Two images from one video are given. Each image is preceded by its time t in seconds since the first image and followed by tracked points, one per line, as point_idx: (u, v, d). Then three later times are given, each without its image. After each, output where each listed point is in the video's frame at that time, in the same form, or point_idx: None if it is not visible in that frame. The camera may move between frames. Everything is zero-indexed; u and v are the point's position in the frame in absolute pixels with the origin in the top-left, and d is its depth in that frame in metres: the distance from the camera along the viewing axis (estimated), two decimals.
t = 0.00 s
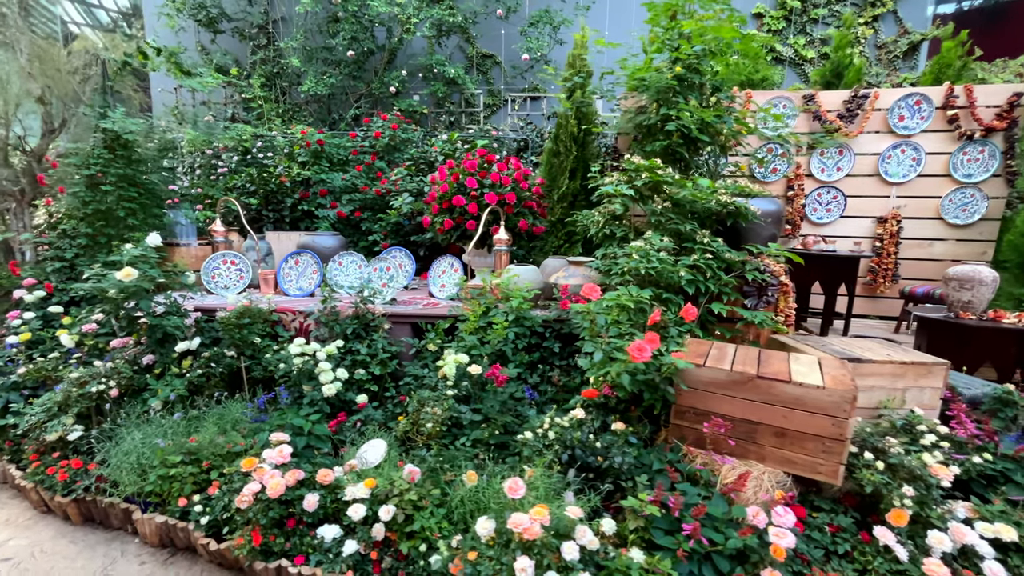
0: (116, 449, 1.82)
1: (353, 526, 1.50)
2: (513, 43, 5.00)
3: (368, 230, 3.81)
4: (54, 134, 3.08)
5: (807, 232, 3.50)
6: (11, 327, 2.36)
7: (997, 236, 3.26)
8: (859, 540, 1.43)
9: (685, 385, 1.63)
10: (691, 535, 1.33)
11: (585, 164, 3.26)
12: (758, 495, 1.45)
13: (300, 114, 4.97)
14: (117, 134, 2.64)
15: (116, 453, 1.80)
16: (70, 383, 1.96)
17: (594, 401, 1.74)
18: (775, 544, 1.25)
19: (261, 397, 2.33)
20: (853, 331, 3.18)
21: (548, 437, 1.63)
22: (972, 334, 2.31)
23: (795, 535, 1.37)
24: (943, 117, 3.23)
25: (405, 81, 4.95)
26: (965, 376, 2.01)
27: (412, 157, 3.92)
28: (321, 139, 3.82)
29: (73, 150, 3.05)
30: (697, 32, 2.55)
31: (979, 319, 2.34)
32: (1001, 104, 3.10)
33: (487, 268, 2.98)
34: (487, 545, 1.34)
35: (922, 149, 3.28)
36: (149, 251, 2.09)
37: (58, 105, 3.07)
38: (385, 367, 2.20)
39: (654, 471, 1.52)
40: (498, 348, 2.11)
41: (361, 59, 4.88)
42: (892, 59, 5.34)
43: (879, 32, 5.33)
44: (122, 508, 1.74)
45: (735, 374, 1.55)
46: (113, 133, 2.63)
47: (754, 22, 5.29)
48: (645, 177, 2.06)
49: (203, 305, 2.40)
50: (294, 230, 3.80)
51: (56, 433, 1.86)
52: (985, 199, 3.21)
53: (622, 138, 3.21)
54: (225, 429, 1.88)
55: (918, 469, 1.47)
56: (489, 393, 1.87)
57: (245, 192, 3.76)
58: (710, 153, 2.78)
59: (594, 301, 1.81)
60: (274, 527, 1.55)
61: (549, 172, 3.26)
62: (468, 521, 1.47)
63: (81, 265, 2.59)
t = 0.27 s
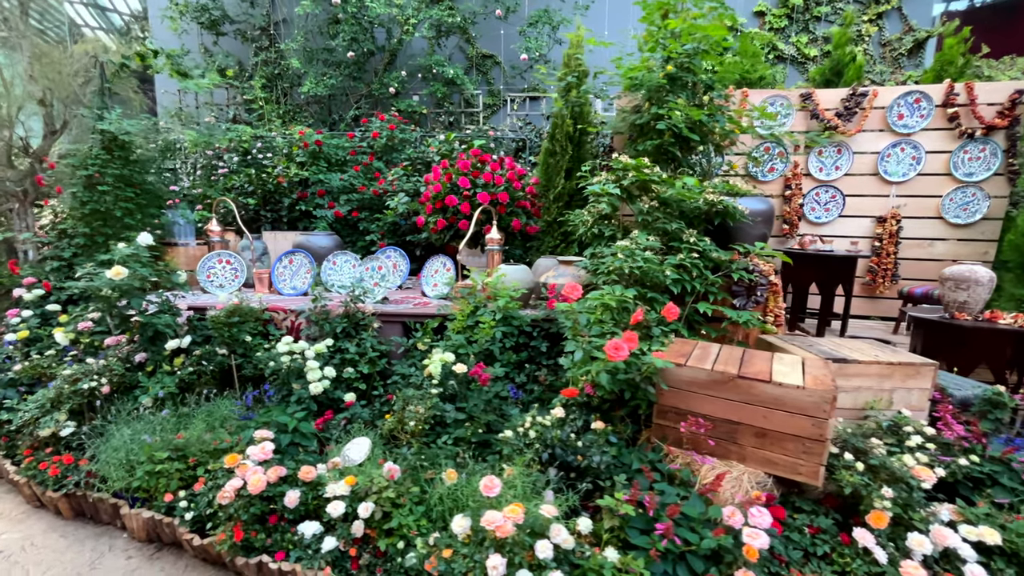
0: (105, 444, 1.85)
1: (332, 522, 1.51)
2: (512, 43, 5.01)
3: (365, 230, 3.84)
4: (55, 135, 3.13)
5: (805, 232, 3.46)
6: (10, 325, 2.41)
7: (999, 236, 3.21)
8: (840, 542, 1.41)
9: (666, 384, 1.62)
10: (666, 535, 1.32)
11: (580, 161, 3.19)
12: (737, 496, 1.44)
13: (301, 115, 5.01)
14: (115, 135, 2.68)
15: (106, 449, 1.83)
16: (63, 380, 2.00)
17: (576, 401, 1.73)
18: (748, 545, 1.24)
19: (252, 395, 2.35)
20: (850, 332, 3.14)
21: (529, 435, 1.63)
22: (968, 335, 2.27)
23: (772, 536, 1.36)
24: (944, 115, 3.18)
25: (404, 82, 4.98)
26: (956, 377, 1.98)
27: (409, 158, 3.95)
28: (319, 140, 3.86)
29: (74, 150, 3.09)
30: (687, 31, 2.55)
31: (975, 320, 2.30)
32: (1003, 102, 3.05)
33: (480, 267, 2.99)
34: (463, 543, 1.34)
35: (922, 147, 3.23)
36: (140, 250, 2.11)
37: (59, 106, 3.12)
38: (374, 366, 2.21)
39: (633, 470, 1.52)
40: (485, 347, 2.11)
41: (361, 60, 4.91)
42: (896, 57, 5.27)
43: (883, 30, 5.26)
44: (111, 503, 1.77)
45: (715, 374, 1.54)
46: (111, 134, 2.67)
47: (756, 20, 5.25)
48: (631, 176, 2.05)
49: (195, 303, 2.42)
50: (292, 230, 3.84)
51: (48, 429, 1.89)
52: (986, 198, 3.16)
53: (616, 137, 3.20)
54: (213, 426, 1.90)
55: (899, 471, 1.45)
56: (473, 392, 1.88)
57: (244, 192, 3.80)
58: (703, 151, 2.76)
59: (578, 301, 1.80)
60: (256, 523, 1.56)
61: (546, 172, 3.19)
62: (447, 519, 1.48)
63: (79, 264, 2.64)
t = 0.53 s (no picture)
0: (95, 441, 1.87)
1: (313, 519, 1.52)
2: (510, 43, 5.02)
3: (362, 230, 3.86)
4: (55, 135, 3.15)
5: (801, 231, 3.43)
6: (6, 323, 2.44)
7: (998, 235, 3.17)
8: (819, 543, 1.40)
9: (647, 383, 1.62)
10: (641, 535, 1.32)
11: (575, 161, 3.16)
12: (715, 496, 1.43)
13: (301, 115, 5.05)
14: (111, 136, 2.72)
15: (96, 446, 1.86)
16: (55, 377, 2.03)
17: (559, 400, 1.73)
18: (721, 545, 1.23)
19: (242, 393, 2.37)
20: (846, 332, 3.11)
21: (510, 434, 1.63)
22: (961, 336, 2.24)
23: (749, 537, 1.35)
24: (942, 113, 3.15)
25: (402, 82, 5.00)
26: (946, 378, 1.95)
27: (406, 158, 3.97)
28: (315, 140, 3.88)
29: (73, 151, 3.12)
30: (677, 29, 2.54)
31: (968, 320, 2.27)
32: (1002, 100, 3.02)
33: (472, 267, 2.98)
34: (438, 540, 1.34)
35: (919, 146, 3.20)
36: (132, 250, 2.14)
37: (59, 107, 3.16)
38: (362, 364, 2.22)
39: (613, 470, 1.52)
40: (472, 347, 2.12)
41: (360, 61, 4.94)
42: (899, 55, 5.23)
43: (885, 27, 5.21)
44: (99, 499, 1.79)
45: (695, 374, 1.54)
46: (107, 135, 2.71)
47: (756, 19, 5.22)
48: (617, 175, 2.05)
49: (187, 302, 2.45)
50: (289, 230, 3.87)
51: (40, 425, 1.92)
52: (985, 197, 3.12)
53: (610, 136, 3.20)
54: (200, 423, 1.92)
55: (879, 472, 1.44)
56: (458, 391, 1.88)
57: (241, 192, 3.83)
58: (694, 150, 2.75)
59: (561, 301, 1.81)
60: (239, 519, 1.58)
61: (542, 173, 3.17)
62: (425, 517, 1.48)
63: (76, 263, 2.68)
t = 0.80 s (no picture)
0: (85, 437, 1.90)
1: (293, 516, 1.54)
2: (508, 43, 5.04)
3: (358, 229, 3.88)
4: (55, 137, 3.22)
5: (796, 231, 3.42)
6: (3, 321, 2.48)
7: (996, 235, 3.13)
8: (796, 543, 1.40)
9: (628, 382, 1.63)
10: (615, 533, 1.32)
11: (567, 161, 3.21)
12: (691, 495, 1.43)
13: (299, 116, 5.09)
14: (107, 137, 2.76)
15: (86, 442, 1.88)
16: (48, 374, 2.06)
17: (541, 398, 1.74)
18: (693, 543, 1.23)
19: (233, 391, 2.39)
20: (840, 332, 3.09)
21: (490, 432, 1.64)
22: (950, 336, 2.23)
23: (725, 536, 1.35)
24: (937, 112, 3.13)
25: (400, 83, 5.03)
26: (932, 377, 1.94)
27: (401, 158, 3.99)
28: (312, 141, 3.91)
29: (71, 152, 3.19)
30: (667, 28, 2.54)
31: (959, 321, 2.25)
32: (998, 99, 2.99)
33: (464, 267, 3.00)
34: (414, 537, 1.35)
35: (915, 145, 3.18)
36: (124, 249, 2.17)
37: (58, 109, 3.22)
38: (350, 363, 2.24)
39: (591, 468, 1.52)
40: (459, 346, 2.13)
41: (358, 61, 4.97)
42: (899, 53, 5.19)
43: (886, 26, 5.17)
44: (88, 494, 1.82)
45: (674, 373, 1.54)
46: (103, 136, 2.75)
47: (755, 18, 5.19)
48: (602, 176, 2.05)
49: (179, 300, 2.48)
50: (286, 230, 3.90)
51: (32, 422, 1.95)
52: (982, 197, 3.09)
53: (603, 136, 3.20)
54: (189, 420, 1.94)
55: (858, 472, 1.43)
56: (441, 389, 1.89)
57: (238, 192, 3.86)
58: (685, 150, 2.75)
59: (544, 300, 1.81)
60: (222, 515, 1.60)
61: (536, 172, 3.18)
62: (404, 514, 1.49)
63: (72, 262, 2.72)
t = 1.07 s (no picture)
0: (76, 434, 1.93)
1: (275, 512, 1.56)
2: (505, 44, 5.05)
3: (354, 229, 3.91)
4: (54, 138, 3.28)
5: (790, 231, 3.41)
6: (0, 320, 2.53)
7: (992, 235, 3.10)
8: (771, 542, 1.40)
9: (607, 381, 1.64)
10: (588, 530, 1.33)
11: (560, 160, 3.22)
12: (667, 494, 1.44)
13: (298, 117, 5.13)
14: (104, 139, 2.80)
15: (76, 439, 1.91)
16: (41, 372, 2.10)
17: (522, 397, 1.75)
18: (664, 541, 1.24)
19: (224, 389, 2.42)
20: (833, 332, 3.08)
21: (471, 430, 1.66)
22: (939, 336, 2.22)
23: (699, 534, 1.36)
24: (932, 111, 3.11)
25: (398, 83, 5.06)
26: (917, 377, 1.94)
27: (397, 158, 4.01)
28: (309, 141, 3.94)
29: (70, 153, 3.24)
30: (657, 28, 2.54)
31: (948, 321, 2.24)
32: (993, 97, 2.97)
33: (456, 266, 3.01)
34: (391, 533, 1.37)
35: (910, 145, 3.16)
36: (116, 248, 2.21)
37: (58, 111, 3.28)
38: (339, 361, 2.26)
39: (569, 466, 1.53)
40: (446, 345, 2.14)
41: (356, 63, 5.01)
42: (900, 52, 5.15)
43: (886, 24, 5.13)
44: (77, 489, 1.85)
45: (653, 371, 1.55)
46: (100, 138, 2.79)
47: (754, 17, 5.17)
48: (587, 176, 2.06)
49: (172, 300, 2.51)
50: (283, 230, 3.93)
51: (24, 418, 1.99)
52: (977, 196, 3.07)
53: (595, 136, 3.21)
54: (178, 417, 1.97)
55: (835, 471, 1.43)
56: (425, 387, 1.91)
57: (235, 193, 3.90)
58: (676, 150, 2.75)
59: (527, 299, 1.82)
60: (206, 511, 1.62)
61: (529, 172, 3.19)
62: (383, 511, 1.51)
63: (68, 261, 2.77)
